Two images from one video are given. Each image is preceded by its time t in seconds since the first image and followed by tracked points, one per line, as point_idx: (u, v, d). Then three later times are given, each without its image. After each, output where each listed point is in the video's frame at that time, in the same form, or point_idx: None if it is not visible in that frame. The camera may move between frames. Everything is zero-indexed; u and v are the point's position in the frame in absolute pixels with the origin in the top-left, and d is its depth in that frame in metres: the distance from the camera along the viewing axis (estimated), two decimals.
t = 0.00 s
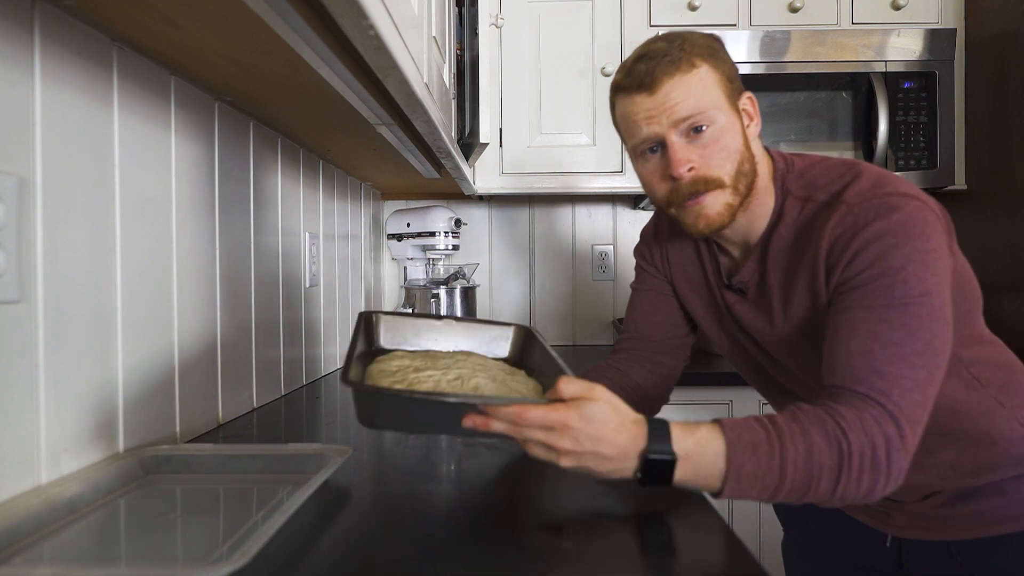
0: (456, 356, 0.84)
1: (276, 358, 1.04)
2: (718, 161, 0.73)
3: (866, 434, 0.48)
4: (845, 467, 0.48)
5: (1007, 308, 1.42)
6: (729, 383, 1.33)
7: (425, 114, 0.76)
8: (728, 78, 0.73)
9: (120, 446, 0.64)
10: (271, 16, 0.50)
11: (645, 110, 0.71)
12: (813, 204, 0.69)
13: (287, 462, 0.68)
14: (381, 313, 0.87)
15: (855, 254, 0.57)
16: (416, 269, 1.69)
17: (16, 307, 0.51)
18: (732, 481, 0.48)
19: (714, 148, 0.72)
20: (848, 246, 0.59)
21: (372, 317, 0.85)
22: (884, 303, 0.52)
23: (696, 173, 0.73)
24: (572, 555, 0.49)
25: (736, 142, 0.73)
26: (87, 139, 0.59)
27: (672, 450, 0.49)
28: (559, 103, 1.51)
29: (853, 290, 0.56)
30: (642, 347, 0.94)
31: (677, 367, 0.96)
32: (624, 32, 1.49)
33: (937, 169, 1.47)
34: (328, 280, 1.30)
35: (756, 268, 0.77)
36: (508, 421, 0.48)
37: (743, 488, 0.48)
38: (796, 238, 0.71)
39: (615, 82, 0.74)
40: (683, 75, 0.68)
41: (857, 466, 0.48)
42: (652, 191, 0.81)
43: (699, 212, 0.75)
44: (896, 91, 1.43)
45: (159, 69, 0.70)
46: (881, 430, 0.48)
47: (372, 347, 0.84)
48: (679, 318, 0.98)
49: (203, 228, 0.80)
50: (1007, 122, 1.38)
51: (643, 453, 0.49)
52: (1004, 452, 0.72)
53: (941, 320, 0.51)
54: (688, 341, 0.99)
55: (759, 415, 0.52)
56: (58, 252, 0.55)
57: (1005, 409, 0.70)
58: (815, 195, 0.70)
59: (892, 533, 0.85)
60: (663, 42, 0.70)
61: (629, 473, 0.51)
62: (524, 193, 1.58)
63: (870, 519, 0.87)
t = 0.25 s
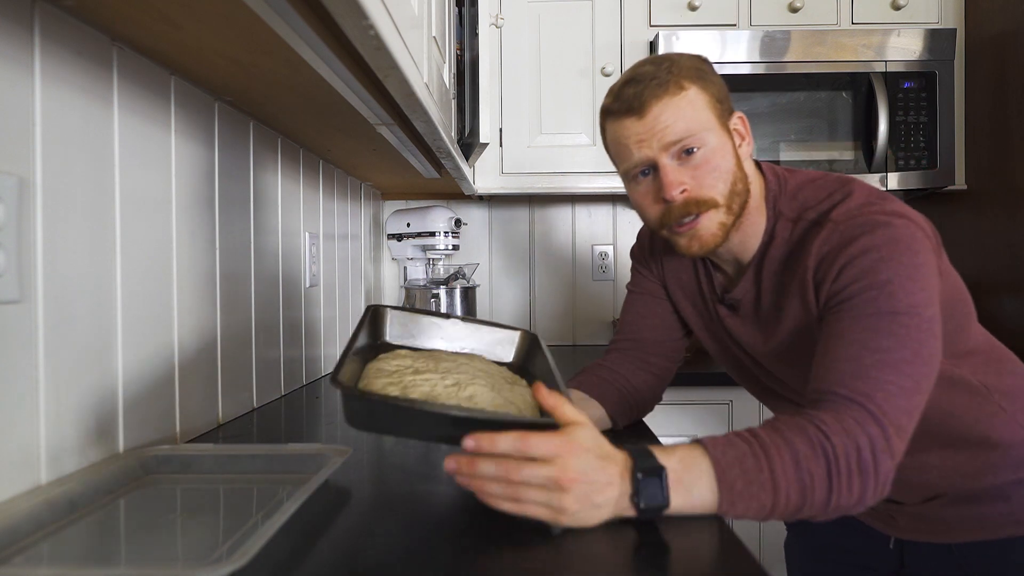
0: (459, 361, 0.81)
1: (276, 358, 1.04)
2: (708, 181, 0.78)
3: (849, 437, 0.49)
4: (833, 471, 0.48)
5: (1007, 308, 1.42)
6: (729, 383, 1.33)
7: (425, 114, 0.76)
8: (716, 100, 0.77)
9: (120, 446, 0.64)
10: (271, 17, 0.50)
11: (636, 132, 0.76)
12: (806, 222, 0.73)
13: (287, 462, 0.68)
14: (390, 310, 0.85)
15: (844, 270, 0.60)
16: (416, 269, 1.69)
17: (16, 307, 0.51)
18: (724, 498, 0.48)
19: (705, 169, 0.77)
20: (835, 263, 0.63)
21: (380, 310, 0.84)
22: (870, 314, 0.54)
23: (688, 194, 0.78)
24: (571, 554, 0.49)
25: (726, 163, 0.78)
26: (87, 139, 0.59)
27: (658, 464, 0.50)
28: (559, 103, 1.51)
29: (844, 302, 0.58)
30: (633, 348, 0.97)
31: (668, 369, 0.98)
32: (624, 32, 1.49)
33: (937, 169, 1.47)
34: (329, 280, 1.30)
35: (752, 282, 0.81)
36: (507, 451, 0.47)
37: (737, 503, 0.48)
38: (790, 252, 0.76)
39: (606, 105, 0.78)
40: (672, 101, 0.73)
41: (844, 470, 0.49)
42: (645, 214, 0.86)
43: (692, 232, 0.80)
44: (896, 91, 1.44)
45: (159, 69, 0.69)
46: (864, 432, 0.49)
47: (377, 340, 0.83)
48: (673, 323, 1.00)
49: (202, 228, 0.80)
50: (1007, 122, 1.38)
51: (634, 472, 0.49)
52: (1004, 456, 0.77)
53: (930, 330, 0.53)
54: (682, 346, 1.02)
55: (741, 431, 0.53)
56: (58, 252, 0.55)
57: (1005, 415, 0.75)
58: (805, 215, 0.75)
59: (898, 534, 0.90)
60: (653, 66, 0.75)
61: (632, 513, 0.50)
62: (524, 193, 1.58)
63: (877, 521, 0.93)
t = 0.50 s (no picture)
0: (460, 365, 0.82)
1: (276, 358, 1.04)
2: (707, 179, 0.78)
3: (850, 440, 0.49)
4: (834, 474, 0.49)
5: (1007, 308, 1.42)
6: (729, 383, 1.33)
7: (425, 114, 0.76)
8: (716, 102, 0.78)
9: (120, 446, 0.64)
10: (271, 17, 0.50)
11: (635, 133, 0.77)
12: (809, 228, 0.73)
13: (287, 463, 0.68)
14: (384, 321, 0.86)
15: (845, 275, 0.61)
16: (416, 269, 1.69)
17: (16, 307, 0.51)
18: (727, 501, 0.49)
19: (703, 167, 0.77)
20: (836, 268, 0.63)
21: (374, 322, 0.85)
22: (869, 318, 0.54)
23: (686, 192, 0.78)
24: (571, 554, 0.49)
25: (725, 162, 0.78)
26: (87, 139, 0.59)
27: (665, 463, 0.50)
28: (559, 103, 1.51)
29: (843, 307, 0.58)
30: (633, 348, 0.97)
31: (667, 371, 0.97)
32: (624, 32, 1.49)
33: (937, 168, 1.47)
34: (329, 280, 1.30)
35: (754, 285, 0.81)
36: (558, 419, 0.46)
37: (740, 506, 0.49)
38: (793, 258, 0.76)
39: (607, 109, 0.80)
40: (669, 100, 0.75)
41: (845, 473, 0.49)
42: (647, 213, 0.87)
43: (692, 230, 0.80)
44: (896, 91, 1.44)
45: (159, 69, 0.69)
46: (865, 435, 0.49)
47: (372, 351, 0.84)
48: (673, 325, 1.00)
49: (203, 228, 0.80)
50: (1007, 122, 1.38)
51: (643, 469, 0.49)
52: (1004, 456, 0.78)
53: (932, 335, 0.53)
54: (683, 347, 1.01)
55: (744, 434, 0.54)
56: (58, 252, 0.55)
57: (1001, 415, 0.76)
58: (808, 221, 0.74)
59: (901, 543, 0.89)
60: (652, 70, 0.77)
61: (633, 512, 0.50)
62: (524, 193, 1.58)
63: (882, 531, 0.91)
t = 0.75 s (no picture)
0: (461, 368, 0.83)
1: (276, 358, 1.04)
2: (699, 178, 0.78)
3: (851, 440, 0.49)
4: (835, 474, 0.49)
5: (1008, 308, 1.42)
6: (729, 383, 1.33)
7: (425, 114, 0.76)
8: (708, 101, 0.78)
9: (120, 446, 0.64)
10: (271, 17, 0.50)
11: (629, 133, 0.77)
12: (805, 229, 0.73)
13: (287, 463, 0.68)
14: (383, 326, 0.87)
15: (842, 275, 0.61)
16: (416, 270, 1.69)
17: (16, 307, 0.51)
18: (728, 503, 0.49)
19: (697, 167, 0.78)
20: (833, 268, 0.63)
21: (373, 327, 0.86)
22: (868, 318, 0.54)
23: (680, 191, 0.78)
24: (571, 555, 0.49)
25: (719, 162, 0.78)
26: (87, 140, 0.59)
27: (663, 466, 0.50)
28: (559, 103, 1.51)
29: (841, 307, 0.58)
30: (631, 348, 0.97)
31: (666, 372, 0.97)
32: (624, 32, 1.49)
33: (937, 169, 1.46)
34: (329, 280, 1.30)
35: (750, 285, 0.81)
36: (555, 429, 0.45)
37: (740, 508, 0.49)
38: (790, 259, 0.76)
39: (600, 111, 0.81)
40: (659, 101, 0.75)
41: (846, 473, 0.49)
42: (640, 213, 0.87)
43: (686, 228, 0.80)
44: (896, 91, 1.44)
45: (159, 69, 0.69)
46: (865, 435, 0.49)
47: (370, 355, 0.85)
48: (671, 326, 1.00)
49: (202, 228, 0.80)
50: (1007, 122, 1.38)
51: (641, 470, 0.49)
52: (1002, 458, 0.77)
53: (931, 333, 0.54)
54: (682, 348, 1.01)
55: (744, 434, 0.53)
56: (57, 251, 0.55)
57: (1000, 416, 0.76)
58: (804, 223, 0.75)
59: (898, 543, 0.89)
60: (644, 70, 0.77)
61: (637, 516, 0.49)
62: (524, 193, 1.58)
63: (879, 530, 0.92)
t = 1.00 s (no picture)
0: (461, 369, 0.83)
1: (276, 358, 1.04)
2: (672, 187, 0.80)
3: (858, 447, 0.49)
4: (842, 480, 0.49)
5: (1008, 307, 1.42)
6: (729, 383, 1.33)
7: (425, 114, 0.76)
8: (699, 104, 0.77)
9: (120, 446, 0.64)
10: (271, 17, 0.50)
11: (610, 135, 0.81)
12: (808, 228, 0.73)
13: (287, 463, 0.68)
14: (383, 328, 0.88)
15: (846, 275, 0.61)
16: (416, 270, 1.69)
17: (16, 307, 0.51)
18: (732, 502, 0.49)
19: (672, 174, 0.79)
20: (837, 269, 0.63)
21: (373, 329, 0.87)
22: (873, 323, 0.55)
23: (648, 198, 0.82)
24: (572, 554, 0.49)
25: (698, 169, 0.79)
26: (87, 140, 0.59)
27: (669, 460, 0.50)
28: (559, 103, 1.51)
29: (846, 310, 0.58)
30: (631, 348, 0.97)
31: (667, 371, 0.97)
32: (624, 32, 1.49)
33: (937, 169, 1.46)
34: (329, 280, 1.30)
35: (751, 283, 0.81)
36: (557, 413, 0.44)
37: (745, 508, 0.49)
38: (794, 258, 0.76)
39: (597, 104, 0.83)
40: (639, 107, 0.76)
41: (853, 480, 0.49)
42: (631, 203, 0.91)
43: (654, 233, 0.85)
44: (896, 92, 1.44)
45: (159, 69, 0.69)
46: (872, 442, 0.50)
47: (371, 358, 0.86)
48: (671, 325, 1.00)
49: (203, 228, 0.80)
50: (1007, 122, 1.38)
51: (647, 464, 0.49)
52: (1005, 456, 0.77)
53: (934, 338, 0.54)
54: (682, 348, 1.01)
55: (752, 437, 0.54)
56: (58, 252, 0.55)
57: (1003, 415, 0.76)
58: (806, 220, 0.75)
59: (901, 543, 0.90)
60: (636, 69, 0.77)
61: (643, 510, 0.49)
62: (524, 193, 1.58)
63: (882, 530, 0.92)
